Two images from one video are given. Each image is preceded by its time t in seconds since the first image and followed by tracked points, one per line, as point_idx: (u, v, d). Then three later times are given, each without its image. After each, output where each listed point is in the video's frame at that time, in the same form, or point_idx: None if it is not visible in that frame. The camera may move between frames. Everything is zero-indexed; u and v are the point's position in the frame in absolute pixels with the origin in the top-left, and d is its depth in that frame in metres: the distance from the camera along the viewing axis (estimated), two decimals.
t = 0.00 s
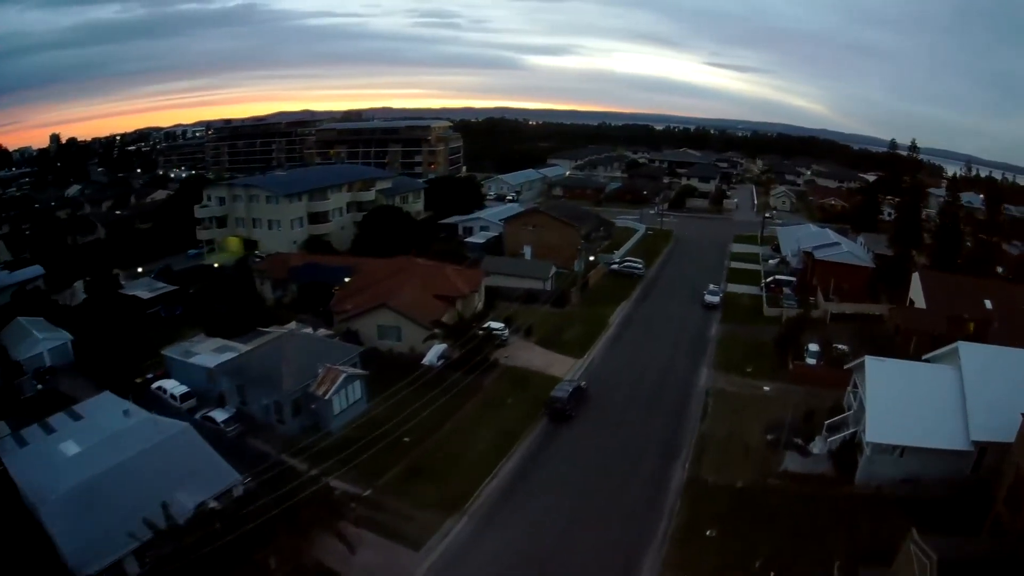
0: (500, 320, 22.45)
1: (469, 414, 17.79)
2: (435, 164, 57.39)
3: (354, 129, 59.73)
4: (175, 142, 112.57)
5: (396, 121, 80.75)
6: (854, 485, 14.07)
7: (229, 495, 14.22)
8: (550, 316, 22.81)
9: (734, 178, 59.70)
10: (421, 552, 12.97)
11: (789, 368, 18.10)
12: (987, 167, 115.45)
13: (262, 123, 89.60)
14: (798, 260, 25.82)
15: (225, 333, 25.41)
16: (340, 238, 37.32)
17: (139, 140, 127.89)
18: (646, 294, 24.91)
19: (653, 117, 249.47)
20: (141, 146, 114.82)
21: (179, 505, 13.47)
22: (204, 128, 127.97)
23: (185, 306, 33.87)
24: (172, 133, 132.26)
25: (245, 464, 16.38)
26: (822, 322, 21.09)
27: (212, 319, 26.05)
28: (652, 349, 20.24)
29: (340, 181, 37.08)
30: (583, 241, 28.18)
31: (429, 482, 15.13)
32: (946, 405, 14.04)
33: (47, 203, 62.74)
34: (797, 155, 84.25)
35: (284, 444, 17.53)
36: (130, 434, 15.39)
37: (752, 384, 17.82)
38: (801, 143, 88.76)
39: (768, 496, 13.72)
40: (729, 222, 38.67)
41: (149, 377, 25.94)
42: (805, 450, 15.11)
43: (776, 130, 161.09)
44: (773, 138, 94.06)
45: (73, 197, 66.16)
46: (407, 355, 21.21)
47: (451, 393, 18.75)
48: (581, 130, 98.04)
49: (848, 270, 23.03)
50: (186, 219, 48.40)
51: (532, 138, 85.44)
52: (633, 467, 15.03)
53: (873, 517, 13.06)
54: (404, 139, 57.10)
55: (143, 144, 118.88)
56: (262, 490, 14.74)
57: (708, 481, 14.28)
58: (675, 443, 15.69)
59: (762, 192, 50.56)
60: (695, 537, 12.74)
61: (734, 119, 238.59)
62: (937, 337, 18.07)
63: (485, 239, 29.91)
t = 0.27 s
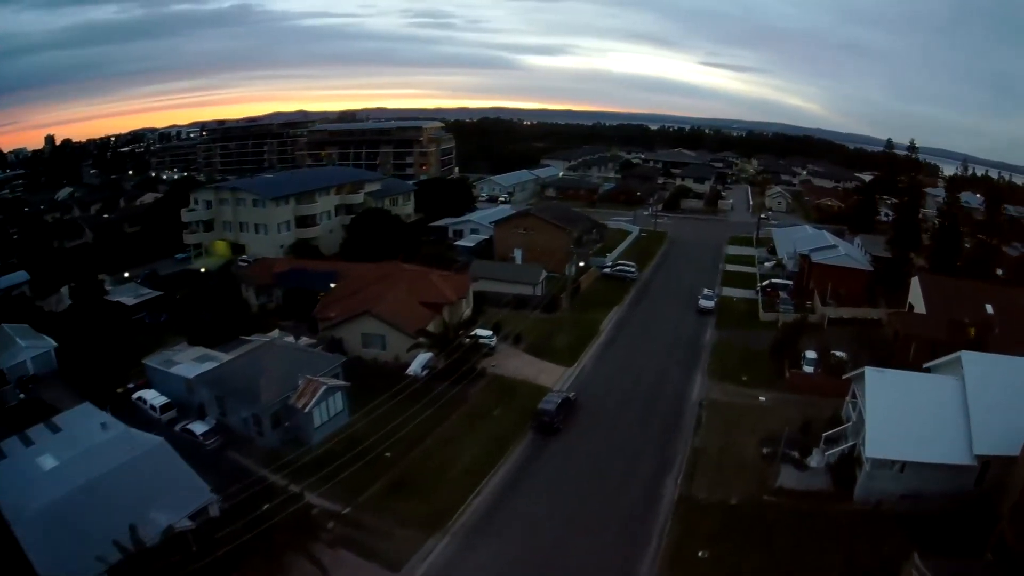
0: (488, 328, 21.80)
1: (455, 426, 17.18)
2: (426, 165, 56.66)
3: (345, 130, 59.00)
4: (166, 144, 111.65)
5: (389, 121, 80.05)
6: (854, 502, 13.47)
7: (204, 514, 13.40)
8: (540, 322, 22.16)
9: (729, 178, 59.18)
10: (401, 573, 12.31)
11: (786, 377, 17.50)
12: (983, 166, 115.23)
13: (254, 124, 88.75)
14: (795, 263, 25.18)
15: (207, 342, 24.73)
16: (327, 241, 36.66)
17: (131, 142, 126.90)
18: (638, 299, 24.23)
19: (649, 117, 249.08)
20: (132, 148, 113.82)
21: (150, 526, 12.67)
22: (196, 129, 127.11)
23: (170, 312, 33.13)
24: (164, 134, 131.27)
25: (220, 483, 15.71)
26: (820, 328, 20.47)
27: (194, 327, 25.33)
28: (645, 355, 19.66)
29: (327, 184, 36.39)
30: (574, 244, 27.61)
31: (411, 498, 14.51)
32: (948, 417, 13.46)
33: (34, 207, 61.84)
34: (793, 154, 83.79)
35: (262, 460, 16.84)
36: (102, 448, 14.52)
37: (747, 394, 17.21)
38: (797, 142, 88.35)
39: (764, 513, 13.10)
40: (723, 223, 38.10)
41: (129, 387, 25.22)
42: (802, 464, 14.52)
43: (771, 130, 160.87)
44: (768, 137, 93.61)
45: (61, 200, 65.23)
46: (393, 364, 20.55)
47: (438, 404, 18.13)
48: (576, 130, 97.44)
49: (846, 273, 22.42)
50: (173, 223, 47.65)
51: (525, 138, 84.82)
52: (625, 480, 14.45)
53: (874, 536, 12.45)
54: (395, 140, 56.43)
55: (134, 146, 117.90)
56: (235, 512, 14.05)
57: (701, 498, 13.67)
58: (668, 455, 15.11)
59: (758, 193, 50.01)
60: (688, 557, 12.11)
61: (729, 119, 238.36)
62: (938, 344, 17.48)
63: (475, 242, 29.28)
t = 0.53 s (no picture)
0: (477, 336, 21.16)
1: (442, 439, 16.67)
2: (419, 166, 56.05)
3: (338, 131, 58.31)
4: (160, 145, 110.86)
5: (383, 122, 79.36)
6: (854, 520, 12.91)
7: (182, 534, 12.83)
8: (532, 329, 21.56)
9: (726, 179, 58.67)
10: None
11: (785, 387, 16.92)
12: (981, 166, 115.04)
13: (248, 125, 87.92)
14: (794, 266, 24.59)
15: (191, 350, 24.11)
16: (318, 245, 36.15)
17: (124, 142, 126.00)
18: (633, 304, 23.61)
19: (646, 118, 248.99)
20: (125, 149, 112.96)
21: (121, 549, 12.05)
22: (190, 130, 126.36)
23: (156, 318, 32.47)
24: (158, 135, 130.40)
25: (196, 501, 15.09)
26: (820, 335, 19.87)
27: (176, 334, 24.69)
28: (640, 362, 19.17)
29: (317, 187, 35.75)
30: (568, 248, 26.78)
31: (395, 515, 13.98)
32: (951, 431, 12.92)
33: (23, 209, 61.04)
34: (790, 155, 83.30)
35: (241, 475, 16.20)
36: (80, 462, 13.97)
37: (743, 405, 16.63)
38: (794, 142, 87.89)
39: (761, 533, 12.53)
40: (720, 225, 37.55)
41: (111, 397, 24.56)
42: (801, 480, 13.95)
43: (768, 129, 160.51)
44: (765, 137, 93.11)
45: (50, 202, 64.43)
46: (380, 373, 19.96)
47: (426, 418, 17.61)
48: (572, 130, 96.85)
49: (846, 277, 21.81)
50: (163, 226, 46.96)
51: (521, 138, 84.23)
52: (616, 495, 13.97)
53: (876, 557, 11.86)
54: (388, 141, 55.81)
55: (128, 146, 117.11)
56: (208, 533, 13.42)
57: (695, 516, 13.11)
58: (660, 469, 14.66)
59: (754, 194, 49.46)
60: None
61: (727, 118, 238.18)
62: (940, 352, 16.91)
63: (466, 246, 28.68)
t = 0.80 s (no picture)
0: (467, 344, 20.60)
1: (430, 451, 16.14)
2: (414, 168, 55.54)
3: (332, 132, 57.72)
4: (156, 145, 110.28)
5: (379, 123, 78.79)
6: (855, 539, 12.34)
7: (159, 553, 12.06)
8: (523, 335, 20.98)
9: (724, 179, 58.12)
10: None
11: (783, 397, 16.36)
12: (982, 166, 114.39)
13: (244, 126, 87.33)
14: (793, 270, 24.00)
15: (175, 358, 23.53)
16: (309, 249, 35.66)
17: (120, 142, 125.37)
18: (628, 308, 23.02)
19: (644, 117, 248.45)
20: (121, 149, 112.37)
21: (95, 568, 11.26)
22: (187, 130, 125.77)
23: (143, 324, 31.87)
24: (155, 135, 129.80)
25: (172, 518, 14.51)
26: (819, 341, 19.28)
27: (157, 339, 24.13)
28: (636, 368, 18.59)
29: (308, 189, 35.19)
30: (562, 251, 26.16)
31: (379, 530, 13.46)
32: (957, 446, 12.35)
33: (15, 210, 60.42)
34: (789, 155, 82.76)
35: (220, 488, 15.66)
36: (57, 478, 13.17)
37: (740, 415, 16.07)
38: (793, 142, 87.35)
39: (759, 553, 11.96)
40: (718, 227, 37.01)
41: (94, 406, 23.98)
42: (800, 497, 13.39)
43: (767, 129, 159.86)
44: (764, 137, 92.56)
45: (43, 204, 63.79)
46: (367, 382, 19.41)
47: (414, 429, 17.07)
48: (570, 130, 96.28)
49: (847, 281, 21.23)
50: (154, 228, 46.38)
51: (518, 138, 83.67)
52: (609, 508, 13.48)
53: None
54: (382, 142, 55.24)
55: (124, 147, 116.53)
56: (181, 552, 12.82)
57: (690, 535, 12.54)
58: (655, 482, 14.13)
59: (753, 195, 48.89)
60: None
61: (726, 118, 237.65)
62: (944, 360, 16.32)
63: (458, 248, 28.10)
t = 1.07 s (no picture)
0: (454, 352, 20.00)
1: (414, 465, 15.55)
2: (406, 169, 54.98)
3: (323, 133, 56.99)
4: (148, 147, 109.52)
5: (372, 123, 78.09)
6: (855, 558, 11.77)
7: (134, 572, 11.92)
8: (512, 342, 20.39)
9: (719, 179, 57.67)
10: None
11: (779, 408, 15.81)
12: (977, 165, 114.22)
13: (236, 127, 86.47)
14: (789, 274, 23.48)
15: (155, 367, 22.82)
16: (297, 253, 35.01)
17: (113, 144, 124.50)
18: (621, 312, 22.41)
19: (640, 117, 248.13)
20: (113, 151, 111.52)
21: None
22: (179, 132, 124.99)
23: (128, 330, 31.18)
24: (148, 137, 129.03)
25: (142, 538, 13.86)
26: (817, 347, 18.75)
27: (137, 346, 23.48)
28: (628, 376, 18.01)
29: (295, 193, 34.54)
30: (554, 254, 25.59)
31: (359, 549, 12.88)
32: (961, 462, 11.76)
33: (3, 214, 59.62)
34: (784, 155, 82.38)
35: (194, 503, 14.99)
36: (30, 491, 12.65)
37: (734, 427, 15.48)
38: (789, 141, 86.97)
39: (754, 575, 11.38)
40: (712, 228, 36.50)
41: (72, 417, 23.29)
42: (797, 513, 12.84)
43: (763, 129, 159.86)
44: (760, 136, 92.14)
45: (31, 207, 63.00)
46: (351, 392, 18.78)
47: (398, 442, 16.48)
48: (565, 130, 95.84)
49: (844, 285, 20.77)
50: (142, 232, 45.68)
51: (512, 139, 83.20)
52: (598, 526, 12.92)
53: None
54: (374, 143, 54.61)
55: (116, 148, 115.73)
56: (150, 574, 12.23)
57: (682, 556, 11.96)
58: (646, 499, 13.58)
59: (748, 196, 48.42)
60: None
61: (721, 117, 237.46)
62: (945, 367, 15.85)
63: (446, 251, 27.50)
